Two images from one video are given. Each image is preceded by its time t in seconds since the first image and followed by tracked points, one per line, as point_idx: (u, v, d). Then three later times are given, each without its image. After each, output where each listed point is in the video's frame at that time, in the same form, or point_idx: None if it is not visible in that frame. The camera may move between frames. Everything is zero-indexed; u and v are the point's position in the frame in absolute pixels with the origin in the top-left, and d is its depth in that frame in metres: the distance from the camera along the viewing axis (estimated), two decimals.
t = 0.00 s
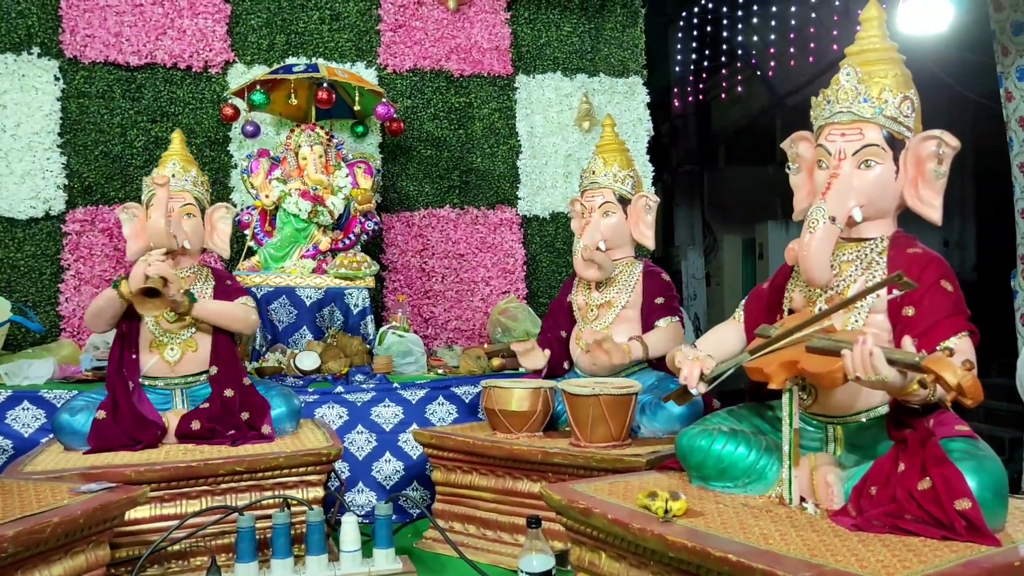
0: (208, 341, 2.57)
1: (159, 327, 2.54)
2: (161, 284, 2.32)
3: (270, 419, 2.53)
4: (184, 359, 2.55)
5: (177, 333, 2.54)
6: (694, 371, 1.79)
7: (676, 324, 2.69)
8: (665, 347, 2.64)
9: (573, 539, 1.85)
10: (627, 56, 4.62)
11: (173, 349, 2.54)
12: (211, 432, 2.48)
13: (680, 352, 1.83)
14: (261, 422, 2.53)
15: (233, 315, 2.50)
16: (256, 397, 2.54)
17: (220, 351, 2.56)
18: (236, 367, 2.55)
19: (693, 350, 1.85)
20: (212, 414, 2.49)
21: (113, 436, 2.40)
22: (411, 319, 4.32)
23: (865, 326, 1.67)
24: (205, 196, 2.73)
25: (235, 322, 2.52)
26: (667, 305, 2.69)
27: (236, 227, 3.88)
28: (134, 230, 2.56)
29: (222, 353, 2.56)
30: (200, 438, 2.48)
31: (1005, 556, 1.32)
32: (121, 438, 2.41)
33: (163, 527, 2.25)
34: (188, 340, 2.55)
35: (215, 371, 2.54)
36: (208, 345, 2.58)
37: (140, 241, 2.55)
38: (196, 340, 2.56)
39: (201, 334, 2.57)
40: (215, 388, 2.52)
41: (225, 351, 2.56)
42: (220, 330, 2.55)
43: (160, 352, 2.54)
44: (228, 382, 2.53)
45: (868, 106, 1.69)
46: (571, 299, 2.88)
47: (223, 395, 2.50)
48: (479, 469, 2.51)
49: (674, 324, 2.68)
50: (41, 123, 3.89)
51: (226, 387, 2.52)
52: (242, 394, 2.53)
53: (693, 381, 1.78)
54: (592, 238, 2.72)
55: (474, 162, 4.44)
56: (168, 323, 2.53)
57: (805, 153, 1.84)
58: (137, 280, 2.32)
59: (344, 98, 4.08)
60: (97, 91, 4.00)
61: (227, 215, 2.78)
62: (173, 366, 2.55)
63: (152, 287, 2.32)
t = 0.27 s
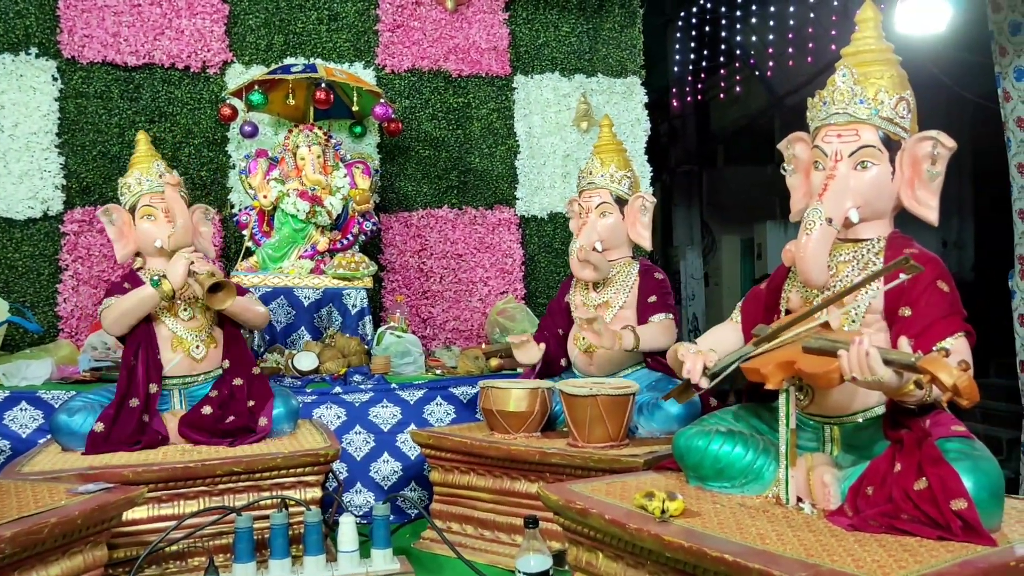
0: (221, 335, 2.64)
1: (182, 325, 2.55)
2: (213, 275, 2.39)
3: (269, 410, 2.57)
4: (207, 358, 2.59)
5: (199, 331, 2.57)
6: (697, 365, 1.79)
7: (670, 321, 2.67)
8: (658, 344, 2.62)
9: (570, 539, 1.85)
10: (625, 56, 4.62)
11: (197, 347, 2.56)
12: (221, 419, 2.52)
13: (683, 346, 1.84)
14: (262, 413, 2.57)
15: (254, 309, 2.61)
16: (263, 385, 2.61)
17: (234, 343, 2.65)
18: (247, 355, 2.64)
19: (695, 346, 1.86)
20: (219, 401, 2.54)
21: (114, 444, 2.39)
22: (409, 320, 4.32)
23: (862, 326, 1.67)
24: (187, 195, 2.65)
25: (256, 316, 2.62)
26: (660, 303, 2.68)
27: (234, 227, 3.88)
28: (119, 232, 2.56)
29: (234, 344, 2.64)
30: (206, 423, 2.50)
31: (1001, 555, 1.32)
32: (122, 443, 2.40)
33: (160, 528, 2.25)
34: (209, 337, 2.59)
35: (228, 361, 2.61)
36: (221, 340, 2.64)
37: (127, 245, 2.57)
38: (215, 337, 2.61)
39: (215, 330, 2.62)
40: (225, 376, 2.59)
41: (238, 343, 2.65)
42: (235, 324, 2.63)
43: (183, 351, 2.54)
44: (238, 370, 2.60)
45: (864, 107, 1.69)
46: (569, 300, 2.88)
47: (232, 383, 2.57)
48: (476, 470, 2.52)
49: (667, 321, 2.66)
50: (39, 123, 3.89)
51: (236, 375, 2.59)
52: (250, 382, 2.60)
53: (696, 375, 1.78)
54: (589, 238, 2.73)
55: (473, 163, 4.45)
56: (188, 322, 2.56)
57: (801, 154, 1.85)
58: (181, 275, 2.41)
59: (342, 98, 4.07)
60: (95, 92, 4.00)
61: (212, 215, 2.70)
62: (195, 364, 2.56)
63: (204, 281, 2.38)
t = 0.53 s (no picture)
0: (197, 341, 2.57)
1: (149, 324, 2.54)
2: (139, 282, 2.32)
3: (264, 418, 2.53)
4: (170, 359, 2.55)
5: (164, 332, 2.54)
6: (693, 366, 1.79)
7: (676, 321, 2.69)
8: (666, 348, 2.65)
9: (569, 534, 1.86)
10: (622, 53, 4.62)
11: (158, 348, 2.54)
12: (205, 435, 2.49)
13: (678, 348, 1.84)
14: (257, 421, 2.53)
15: (219, 317, 2.49)
16: (249, 397, 2.54)
17: (210, 349, 2.55)
18: (227, 367, 2.55)
19: (692, 346, 1.86)
20: (202, 417, 2.50)
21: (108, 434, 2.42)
22: (408, 317, 4.33)
23: (859, 320, 1.68)
24: (205, 194, 2.74)
25: (222, 324, 2.50)
26: (664, 303, 2.69)
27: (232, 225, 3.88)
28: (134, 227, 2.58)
29: (213, 352, 2.55)
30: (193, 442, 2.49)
31: (998, 547, 1.33)
32: (119, 434, 2.42)
33: (160, 525, 2.26)
34: (176, 340, 2.54)
35: (207, 371, 2.54)
36: (196, 346, 2.57)
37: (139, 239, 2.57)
38: (184, 340, 2.55)
39: (190, 334, 2.56)
40: (208, 390, 2.52)
41: (217, 350, 2.55)
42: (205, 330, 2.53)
43: (148, 351, 2.55)
44: (221, 383, 2.53)
45: (860, 103, 1.70)
46: (567, 296, 2.89)
47: (216, 397, 2.51)
48: (476, 466, 2.52)
49: (672, 322, 2.68)
50: (37, 121, 3.89)
51: (219, 389, 2.53)
52: (235, 395, 2.53)
53: (692, 376, 1.79)
54: (588, 235, 2.74)
55: (470, 160, 4.45)
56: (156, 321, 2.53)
57: (798, 151, 1.85)
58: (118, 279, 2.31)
59: (340, 96, 4.07)
60: (91, 90, 3.99)
61: (228, 213, 2.78)
62: (160, 366, 2.55)
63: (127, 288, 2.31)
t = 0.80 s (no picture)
0: (196, 338, 2.56)
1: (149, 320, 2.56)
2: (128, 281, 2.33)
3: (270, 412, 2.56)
4: (169, 355, 2.55)
5: (163, 328, 2.55)
6: (697, 353, 1.80)
7: (676, 310, 2.70)
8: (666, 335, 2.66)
9: (576, 521, 1.88)
10: (623, 46, 4.63)
11: (157, 344, 2.54)
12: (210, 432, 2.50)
13: (682, 335, 1.85)
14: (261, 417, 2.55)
15: (212, 314, 2.48)
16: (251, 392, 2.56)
17: (210, 347, 2.55)
18: (227, 364, 2.55)
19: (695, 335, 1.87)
20: (207, 415, 2.51)
21: (115, 421, 2.44)
22: (412, 311, 4.35)
23: (863, 306, 1.69)
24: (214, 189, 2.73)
25: (216, 321, 2.49)
26: (667, 292, 2.71)
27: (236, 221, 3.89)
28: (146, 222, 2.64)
29: (211, 350, 2.54)
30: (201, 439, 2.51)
31: (1002, 527, 1.35)
32: (126, 422, 2.44)
33: (171, 517, 2.28)
34: (173, 335, 2.54)
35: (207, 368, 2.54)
36: (195, 343, 2.56)
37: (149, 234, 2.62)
38: (182, 337, 2.54)
39: (188, 330, 2.55)
40: (209, 386, 2.53)
41: (216, 348, 2.55)
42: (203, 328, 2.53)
43: (148, 346, 2.55)
44: (221, 380, 2.53)
45: (861, 91, 1.71)
46: (572, 288, 2.90)
47: (217, 393, 2.53)
48: (483, 457, 2.54)
49: (673, 310, 2.69)
50: (40, 120, 3.91)
51: (220, 386, 2.53)
52: (236, 392, 2.54)
53: (696, 364, 1.80)
54: (591, 226, 2.74)
55: (473, 154, 4.47)
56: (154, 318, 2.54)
57: (800, 139, 1.87)
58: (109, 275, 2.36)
59: (342, 92, 4.08)
60: (95, 88, 4.01)
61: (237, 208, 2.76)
62: (160, 361, 2.55)
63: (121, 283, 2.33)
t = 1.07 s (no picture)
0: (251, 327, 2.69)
1: (209, 317, 2.59)
2: (234, 271, 2.45)
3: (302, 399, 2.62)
4: (236, 348, 2.63)
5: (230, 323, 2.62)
6: (720, 339, 1.81)
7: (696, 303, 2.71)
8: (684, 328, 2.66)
9: (599, 512, 1.89)
10: (642, 40, 4.63)
11: (227, 338, 2.60)
12: (251, 409, 2.55)
13: (705, 320, 1.86)
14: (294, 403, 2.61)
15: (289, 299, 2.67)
16: (292, 377, 2.65)
17: (260, 333, 2.69)
18: (274, 346, 2.68)
19: (717, 321, 1.88)
20: (248, 393, 2.57)
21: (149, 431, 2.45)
22: (434, 308, 4.38)
23: (884, 294, 1.69)
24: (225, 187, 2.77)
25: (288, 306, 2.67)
26: (686, 285, 2.71)
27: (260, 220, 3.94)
28: (158, 222, 2.61)
29: (263, 336, 2.68)
30: (239, 416, 2.55)
31: None
32: (158, 430, 2.46)
33: (199, 511, 2.32)
34: (240, 328, 2.64)
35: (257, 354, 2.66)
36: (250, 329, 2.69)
37: (164, 234, 2.61)
38: (243, 328, 2.66)
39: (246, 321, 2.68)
40: (253, 368, 2.62)
41: (266, 333, 2.70)
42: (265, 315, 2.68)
43: (214, 341, 2.60)
44: (266, 361, 2.64)
45: (878, 79, 1.71)
46: (592, 282, 2.92)
47: (261, 374, 2.61)
48: (506, 451, 2.56)
49: (693, 303, 2.70)
50: (68, 122, 3.98)
51: (264, 366, 2.62)
52: (278, 372, 2.63)
53: (720, 349, 1.80)
54: (610, 220, 2.78)
55: (493, 151, 4.49)
56: (218, 313, 2.60)
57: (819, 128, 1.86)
58: (207, 269, 2.41)
59: (363, 91, 4.11)
60: (120, 90, 4.07)
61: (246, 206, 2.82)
62: (224, 355, 2.62)
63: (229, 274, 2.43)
